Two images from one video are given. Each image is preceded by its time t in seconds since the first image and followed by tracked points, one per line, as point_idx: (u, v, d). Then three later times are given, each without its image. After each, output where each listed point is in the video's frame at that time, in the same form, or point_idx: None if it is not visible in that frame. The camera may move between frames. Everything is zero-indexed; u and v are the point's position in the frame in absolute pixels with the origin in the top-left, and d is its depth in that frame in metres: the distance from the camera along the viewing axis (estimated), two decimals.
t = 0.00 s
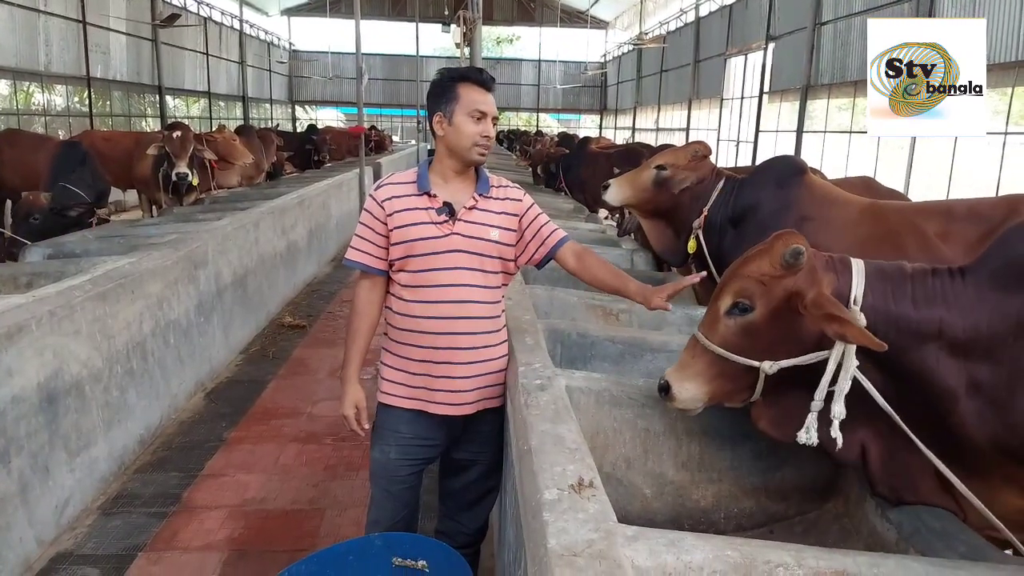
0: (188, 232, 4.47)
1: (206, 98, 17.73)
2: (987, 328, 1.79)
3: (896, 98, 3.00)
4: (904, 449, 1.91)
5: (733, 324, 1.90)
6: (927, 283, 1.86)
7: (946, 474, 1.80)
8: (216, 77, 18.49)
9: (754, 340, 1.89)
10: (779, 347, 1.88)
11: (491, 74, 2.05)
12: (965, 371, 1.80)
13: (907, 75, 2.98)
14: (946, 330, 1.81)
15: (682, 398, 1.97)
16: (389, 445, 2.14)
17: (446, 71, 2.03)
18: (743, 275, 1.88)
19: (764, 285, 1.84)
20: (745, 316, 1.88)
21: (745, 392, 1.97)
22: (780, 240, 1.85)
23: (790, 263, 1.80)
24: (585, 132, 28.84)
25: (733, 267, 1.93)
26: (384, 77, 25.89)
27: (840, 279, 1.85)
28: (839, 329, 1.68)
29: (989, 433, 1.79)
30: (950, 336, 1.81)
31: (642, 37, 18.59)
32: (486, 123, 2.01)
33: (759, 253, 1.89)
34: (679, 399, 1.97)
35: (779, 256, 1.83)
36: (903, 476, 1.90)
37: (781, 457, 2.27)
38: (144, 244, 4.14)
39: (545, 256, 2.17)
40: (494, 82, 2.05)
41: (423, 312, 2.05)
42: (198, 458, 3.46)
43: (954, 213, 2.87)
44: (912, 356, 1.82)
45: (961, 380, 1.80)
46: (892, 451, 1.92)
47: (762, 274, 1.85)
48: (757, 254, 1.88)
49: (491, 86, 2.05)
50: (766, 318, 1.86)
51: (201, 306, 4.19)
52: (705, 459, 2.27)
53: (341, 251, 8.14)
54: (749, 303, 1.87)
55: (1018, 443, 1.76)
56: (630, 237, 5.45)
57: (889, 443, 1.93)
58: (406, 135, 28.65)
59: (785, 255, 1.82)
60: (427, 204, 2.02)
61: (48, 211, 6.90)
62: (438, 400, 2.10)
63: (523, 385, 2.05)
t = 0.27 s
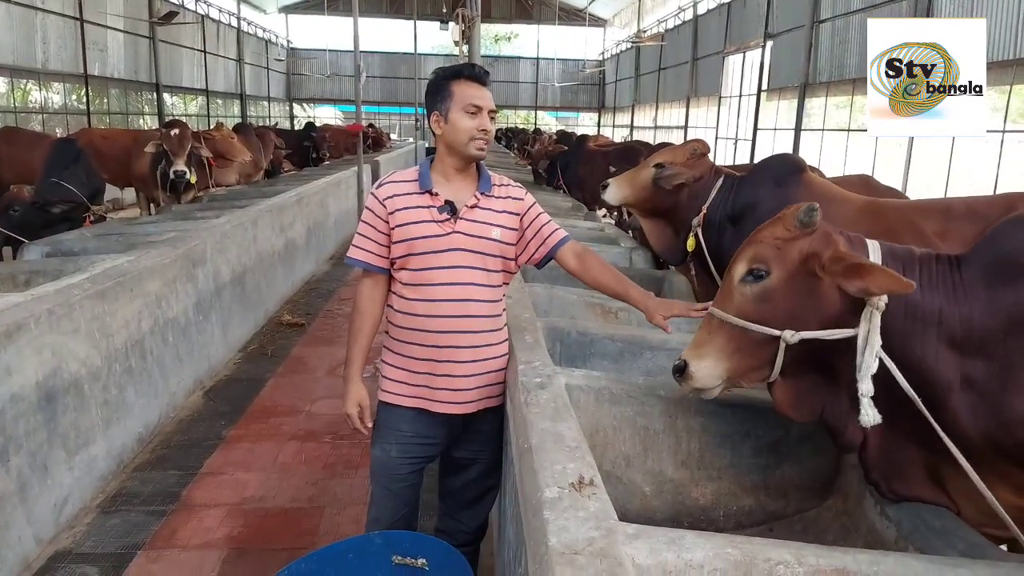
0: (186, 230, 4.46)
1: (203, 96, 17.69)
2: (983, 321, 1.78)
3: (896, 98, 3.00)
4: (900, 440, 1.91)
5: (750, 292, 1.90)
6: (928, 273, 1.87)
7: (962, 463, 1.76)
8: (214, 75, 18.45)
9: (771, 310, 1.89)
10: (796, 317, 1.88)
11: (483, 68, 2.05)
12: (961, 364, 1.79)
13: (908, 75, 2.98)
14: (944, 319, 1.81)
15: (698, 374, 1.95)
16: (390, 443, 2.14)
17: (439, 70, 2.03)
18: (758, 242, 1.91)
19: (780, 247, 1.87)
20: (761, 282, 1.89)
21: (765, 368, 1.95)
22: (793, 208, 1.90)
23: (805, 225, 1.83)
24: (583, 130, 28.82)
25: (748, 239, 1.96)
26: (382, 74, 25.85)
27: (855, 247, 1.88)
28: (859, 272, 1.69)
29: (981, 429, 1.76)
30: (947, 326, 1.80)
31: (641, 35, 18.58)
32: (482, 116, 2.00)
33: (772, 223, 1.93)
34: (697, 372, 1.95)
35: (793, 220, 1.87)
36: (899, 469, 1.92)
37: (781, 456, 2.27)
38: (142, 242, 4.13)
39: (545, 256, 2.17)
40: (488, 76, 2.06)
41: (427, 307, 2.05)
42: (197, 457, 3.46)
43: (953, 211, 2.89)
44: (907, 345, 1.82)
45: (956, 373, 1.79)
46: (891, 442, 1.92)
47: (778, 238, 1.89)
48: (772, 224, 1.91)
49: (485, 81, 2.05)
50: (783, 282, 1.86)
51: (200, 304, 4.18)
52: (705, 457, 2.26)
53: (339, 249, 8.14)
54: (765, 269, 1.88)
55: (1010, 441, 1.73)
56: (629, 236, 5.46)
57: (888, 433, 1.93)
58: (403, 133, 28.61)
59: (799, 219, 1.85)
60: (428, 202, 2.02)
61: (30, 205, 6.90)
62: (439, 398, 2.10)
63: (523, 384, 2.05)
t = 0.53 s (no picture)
0: (183, 228, 4.45)
1: (201, 94, 17.67)
2: (981, 320, 1.78)
3: (896, 99, 2.99)
4: (895, 438, 1.91)
5: (747, 274, 1.91)
6: (928, 273, 1.88)
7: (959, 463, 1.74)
8: (212, 73, 18.41)
9: (765, 293, 1.90)
10: (788, 304, 1.88)
11: (481, 65, 2.03)
12: (959, 364, 1.79)
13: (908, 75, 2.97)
14: (943, 318, 1.81)
15: (681, 345, 1.98)
16: (389, 443, 2.14)
17: (438, 69, 2.02)
18: (764, 227, 1.91)
19: (784, 234, 1.86)
20: (760, 265, 1.89)
21: (750, 348, 1.96)
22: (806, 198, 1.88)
23: (814, 217, 1.81)
24: (581, 128, 28.82)
25: (755, 223, 1.95)
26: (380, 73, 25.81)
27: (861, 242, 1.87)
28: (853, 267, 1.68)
29: (977, 427, 1.75)
30: (945, 325, 1.80)
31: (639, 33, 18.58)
32: (476, 115, 1.99)
33: (781, 209, 1.91)
34: (678, 341, 1.97)
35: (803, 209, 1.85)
36: (896, 468, 1.91)
37: (780, 454, 2.27)
38: (139, 241, 4.12)
39: (547, 253, 2.16)
40: (486, 74, 2.04)
41: (426, 303, 2.04)
42: (195, 455, 3.45)
43: (951, 208, 2.91)
44: (905, 343, 1.82)
45: (953, 373, 1.79)
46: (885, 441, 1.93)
47: (784, 225, 1.88)
48: (782, 210, 1.90)
49: (484, 80, 2.04)
50: (782, 269, 1.87)
51: (197, 303, 4.17)
52: (704, 456, 2.26)
53: (337, 247, 8.13)
54: (766, 254, 1.88)
55: (1006, 441, 1.71)
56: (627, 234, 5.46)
57: (885, 431, 1.92)
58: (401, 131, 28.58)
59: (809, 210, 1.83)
60: (429, 200, 2.02)
61: (20, 202, 6.88)
62: (437, 397, 2.10)
63: (522, 381, 2.05)
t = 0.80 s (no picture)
0: (181, 226, 4.45)
1: (199, 92, 17.64)
2: (976, 319, 1.77)
3: (896, 98, 2.99)
4: (891, 439, 1.90)
5: (734, 287, 1.91)
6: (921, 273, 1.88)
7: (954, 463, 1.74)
8: (209, 72, 18.38)
9: (752, 304, 1.90)
10: (778, 313, 1.88)
11: (489, 68, 2.04)
12: (955, 364, 1.78)
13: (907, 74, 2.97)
14: (937, 317, 1.81)
15: (677, 359, 1.98)
16: (386, 441, 2.14)
17: (445, 64, 2.02)
18: (747, 240, 1.90)
19: (765, 246, 1.86)
20: (745, 277, 1.89)
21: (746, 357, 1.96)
22: (784, 204, 1.87)
23: (791, 225, 1.81)
24: (580, 127, 28.79)
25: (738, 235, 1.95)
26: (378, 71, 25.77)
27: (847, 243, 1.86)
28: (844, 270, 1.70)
29: (974, 426, 1.73)
30: (940, 325, 1.81)
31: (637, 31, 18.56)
32: (484, 117, 1.99)
33: (762, 219, 1.90)
34: (675, 356, 1.99)
35: (780, 218, 1.84)
36: (894, 470, 1.91)
37: (777, 452, 2.27)
38: (137, 239, 4.12)
39: (543, 251, 2.14)
40: (494, 76, 2.05)
41: (421, 303, 2.04)
42: (192, 454, 3.45)
43: (949, 207, 2.92)
44: (899, 343, 1.82)
45: (949, 372, 1.78)
46: (882, 441, 1.92)
47: (766, 236, 1.87)
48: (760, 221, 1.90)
49: (491, 81, 2.04)
50: (766, 279, 1.87)
51: (195, 301, 4.17)
52: (702, 454, 2.26)
53: (336, 246, 8.12)
54: (750, 265, 1.88)
55: (1004, 440, 1.69)
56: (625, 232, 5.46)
57: (883, 432, 1.91)
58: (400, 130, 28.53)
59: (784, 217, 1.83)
60: (425, 198, 2.01)
61: (20, 199, 6.88)
62: (434, 395, 2.10)
63: (519, 380, 2.05)
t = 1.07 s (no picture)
0: (178, 225, 4.44)
1: (197, 90, 17.61)
2: (971, 317, 1.76)
3: (896, 98, 2.99)
4: (891, 439, 1.89)
5: (720, 305, 1.93)
6: (914, 272, 1.87)
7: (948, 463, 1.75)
8: (207, 70, 18.35)
9: (739, 321, 1.91)
10: (766, 328, 1.89)
11: (486, 64, 2.03)
12: (951, 362, 1.77)
13: (908, 74, 2.96)
14: (931, 316, 1.80)
15: (678, 382, 2.02)
16: (382, 439, 2.13)
17: (443, 62, 2.01)
18: (725, 259, 1.95)
19: (742, 259, 1.90)
20: (729, 294, 1.91)
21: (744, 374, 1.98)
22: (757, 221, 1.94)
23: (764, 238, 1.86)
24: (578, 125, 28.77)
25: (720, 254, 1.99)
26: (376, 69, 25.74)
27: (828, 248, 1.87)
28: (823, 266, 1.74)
29: (972, 426, 1.72)
30: (935, 323, 1.79)
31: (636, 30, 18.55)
32: (482, 114, 2.00)
33: (740, 238, 1.97)
34: (677, 380, 2.02)
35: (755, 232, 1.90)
36: (890, 470, 1.90)
37: (775, 450, 2.27)
38: (135, 237, 4.11)
39: (540, 251, 2.16)
40: (491, 72, 2.04)
41: (417, 302, 2.04)
42: (190, 453, 3.44)
43: (948, 205, 2.91)
44: (894, 342, 1.81)
45: (945, 371, 1.77)
46: (881, 441, 1.90)
47: (743, 251, 1.92)
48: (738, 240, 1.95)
49: (487, 77, 2.03)
50: (750, 293, 1.88)
51: (193, 300, 4.16)
52: (699, 452, 2.26)
53: (333, 244, 8.11)
54: (732, 282, 1.90)
55: (1002, 439, 1.68)
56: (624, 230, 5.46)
57: (880, 432, 1.90)
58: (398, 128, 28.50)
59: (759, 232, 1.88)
60: (422, 196, 2.01)
61: (27, 198, 6.83)
62: (430, 393, 2.09)
63: (517, 378, 2.04)
